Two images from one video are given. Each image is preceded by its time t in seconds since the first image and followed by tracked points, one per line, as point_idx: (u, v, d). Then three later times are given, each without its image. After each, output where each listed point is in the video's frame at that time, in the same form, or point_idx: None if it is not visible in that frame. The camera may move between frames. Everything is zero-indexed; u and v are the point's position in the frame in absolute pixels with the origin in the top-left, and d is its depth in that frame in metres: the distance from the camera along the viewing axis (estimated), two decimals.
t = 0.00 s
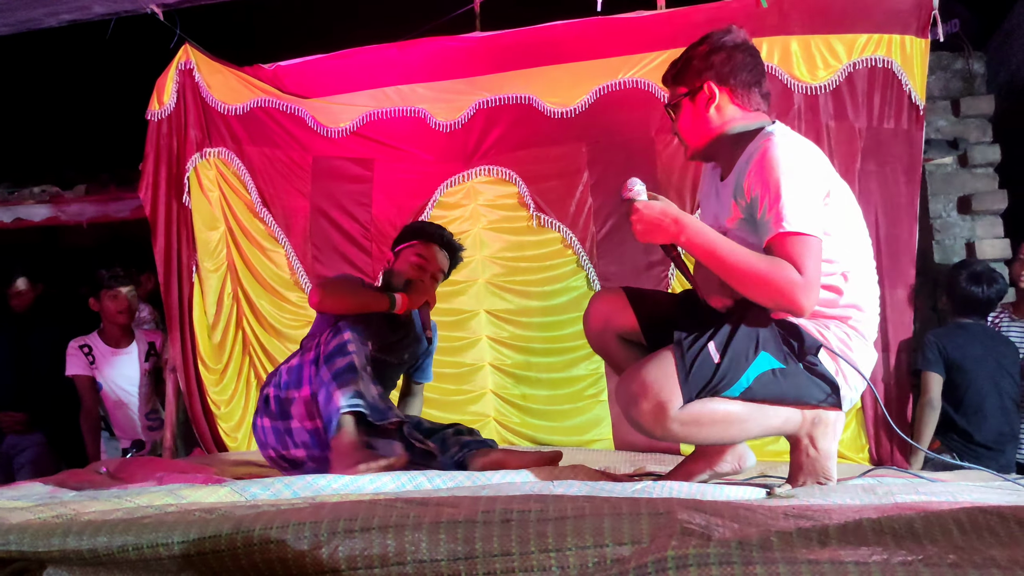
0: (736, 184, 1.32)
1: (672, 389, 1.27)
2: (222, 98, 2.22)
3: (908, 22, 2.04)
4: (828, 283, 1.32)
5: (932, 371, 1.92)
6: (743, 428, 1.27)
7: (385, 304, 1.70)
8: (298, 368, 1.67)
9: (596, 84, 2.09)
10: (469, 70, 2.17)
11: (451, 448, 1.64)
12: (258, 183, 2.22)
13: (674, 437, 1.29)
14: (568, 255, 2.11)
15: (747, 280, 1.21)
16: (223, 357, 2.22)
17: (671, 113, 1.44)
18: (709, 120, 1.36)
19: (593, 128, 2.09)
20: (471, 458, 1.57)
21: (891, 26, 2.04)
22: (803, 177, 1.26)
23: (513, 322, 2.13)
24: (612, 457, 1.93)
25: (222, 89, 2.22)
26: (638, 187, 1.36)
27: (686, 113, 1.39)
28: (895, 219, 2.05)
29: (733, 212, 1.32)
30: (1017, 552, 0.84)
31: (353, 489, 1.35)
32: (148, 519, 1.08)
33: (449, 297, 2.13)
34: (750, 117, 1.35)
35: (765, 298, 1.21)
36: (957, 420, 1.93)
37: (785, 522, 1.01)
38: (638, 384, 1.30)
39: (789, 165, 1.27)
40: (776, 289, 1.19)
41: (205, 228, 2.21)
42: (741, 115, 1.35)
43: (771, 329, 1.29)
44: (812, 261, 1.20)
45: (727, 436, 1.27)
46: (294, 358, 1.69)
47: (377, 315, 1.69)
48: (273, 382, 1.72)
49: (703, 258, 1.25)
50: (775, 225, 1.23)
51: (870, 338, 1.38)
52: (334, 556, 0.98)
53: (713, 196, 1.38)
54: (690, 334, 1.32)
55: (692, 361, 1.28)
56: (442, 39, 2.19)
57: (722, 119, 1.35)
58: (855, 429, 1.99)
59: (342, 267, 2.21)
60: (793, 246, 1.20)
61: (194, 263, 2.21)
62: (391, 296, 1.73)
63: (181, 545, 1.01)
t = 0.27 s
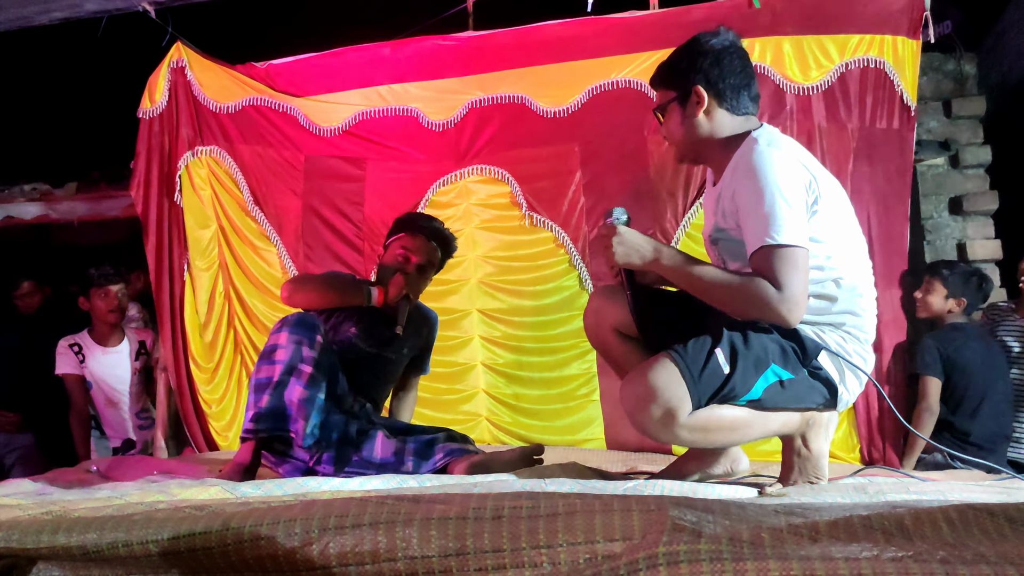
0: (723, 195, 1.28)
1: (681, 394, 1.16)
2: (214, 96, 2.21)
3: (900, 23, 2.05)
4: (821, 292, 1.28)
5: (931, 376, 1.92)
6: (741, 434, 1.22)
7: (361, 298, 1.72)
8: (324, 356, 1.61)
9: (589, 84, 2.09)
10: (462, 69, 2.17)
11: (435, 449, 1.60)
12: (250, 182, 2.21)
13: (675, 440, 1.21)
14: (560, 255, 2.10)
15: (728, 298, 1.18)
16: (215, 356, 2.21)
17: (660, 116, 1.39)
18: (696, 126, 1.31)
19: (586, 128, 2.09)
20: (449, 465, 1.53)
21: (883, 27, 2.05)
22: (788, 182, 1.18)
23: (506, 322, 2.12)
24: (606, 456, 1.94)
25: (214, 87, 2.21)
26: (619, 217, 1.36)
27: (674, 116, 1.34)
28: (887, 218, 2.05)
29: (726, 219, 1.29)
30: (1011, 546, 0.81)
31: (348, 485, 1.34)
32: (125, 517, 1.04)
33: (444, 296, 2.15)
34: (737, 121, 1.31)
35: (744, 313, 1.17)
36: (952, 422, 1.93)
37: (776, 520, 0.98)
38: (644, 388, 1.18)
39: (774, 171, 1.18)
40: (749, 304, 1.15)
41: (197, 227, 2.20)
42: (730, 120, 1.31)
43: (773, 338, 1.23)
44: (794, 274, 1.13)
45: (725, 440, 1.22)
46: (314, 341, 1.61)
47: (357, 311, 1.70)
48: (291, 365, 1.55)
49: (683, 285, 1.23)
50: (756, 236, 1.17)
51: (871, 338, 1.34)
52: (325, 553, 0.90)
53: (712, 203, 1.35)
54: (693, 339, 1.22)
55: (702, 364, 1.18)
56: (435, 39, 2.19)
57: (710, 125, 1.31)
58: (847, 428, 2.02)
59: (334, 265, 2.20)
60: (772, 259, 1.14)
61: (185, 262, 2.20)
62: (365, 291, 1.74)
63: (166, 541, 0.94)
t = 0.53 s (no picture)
0: (709, 209, 1.24)
1: (680, 395, 1.15)
2: (208, 96, 2.20)
3: (895, 25, 2.05)
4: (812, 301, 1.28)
5: (926, 378, 1.92)
6: (738, 437, 1.21)
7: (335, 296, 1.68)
8: (323, 364, 1.58)
9: (584, 84, 2.09)
10: (457, 69, 2.17)
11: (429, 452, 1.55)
12: (244, 181, 2.20)
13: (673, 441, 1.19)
14: (555, 255, 2.11)
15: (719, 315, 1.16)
16: (209, 356, 2.20)
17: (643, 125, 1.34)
18: (683, 136, 1.26)
19: (581, 128, 2.09)
20: (441, 466, 1.48)
21: (877, 29, 2.06)
22: (774, 197, 1.14)
23: (500, 322, 2.12)
24: (600, 456, 1.95)
25: (208, 86, 2.20)
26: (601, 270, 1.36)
27: (660, 125, 1.29)
28: (881, 219, 2.06)
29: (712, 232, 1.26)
30: (1003, 548, 0.81)
31: (344, 486, 1.30)
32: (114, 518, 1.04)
33: (438, 296, 2.16)
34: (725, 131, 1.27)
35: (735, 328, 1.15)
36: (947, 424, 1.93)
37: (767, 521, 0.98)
38: (644, 389, 1.16)
39: (759, 187, 1.14)
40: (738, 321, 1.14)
41: (191, 226, 2.20)
42: (718, 131, 1.26)
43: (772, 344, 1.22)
44: (782, 292, 1.10)
45: (724, 443, 1.20)
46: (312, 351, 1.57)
47: (332, 310, 1.69)
48: (287, 376, 1.52)
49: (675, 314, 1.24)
50: (744, 253, 1.13)
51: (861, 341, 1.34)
52: (318, 552, 0.89)
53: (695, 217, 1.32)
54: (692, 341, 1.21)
55: (702, 366, 1.16)
56: (430, 39, 2.19)
57: (697, 136, 1.27)
58: (840, 430, 2.03)
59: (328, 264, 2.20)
60: (761, 277, 1.11)
61: (180, 262, 2.19)
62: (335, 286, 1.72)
63: (156, 540, 0.94)
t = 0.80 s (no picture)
0: (682, 218, 1.27)
1: (677, 383, 1.12)
2: (201, 93, 2.20)
3: (888, 25, 2.06)
4: (798, 298, 1.29)
5: (920, 377, 1.92)
6: (732, 429, 1.19)
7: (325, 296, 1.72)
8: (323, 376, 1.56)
9: (578, 83, 2.09)
10: (451, 68, 2.17)
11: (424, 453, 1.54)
12: (238, 179, 2.20)
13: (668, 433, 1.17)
14: (549, 254, 2.11)
15: (708, 313, 1.17)
16: (202, 354, 2.19)
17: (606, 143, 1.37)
18: (647, 154, 1.29)
19: (575, 127, 2.09)
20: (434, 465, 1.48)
21: (870, 28, 2.06)
22: (749, 196, 1.17)
23: (493, 321, 2.12)
24: (592, 456, 1.95)
25: (202, 85, 2.20)
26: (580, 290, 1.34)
27: (623, 143, 1.32)
28: (874, 219, 2.06)
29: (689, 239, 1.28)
30: (1001, 546, 0.78)
31: (334, 484, 1.29)
32: (98, 514, 1.02)
33: (431, 295, 2.16)
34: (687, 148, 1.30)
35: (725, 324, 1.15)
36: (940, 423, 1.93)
37: (758, 518, 0.96)
38: (640, 379, 1.13)
39: (732, 189, 1.17)
40: (728, 317, 1.14)
41: (184, 224, 2.19)
42: (681, 147, 1.30)
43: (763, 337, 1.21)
44: (767, 284, 1.12)
45: (718, 435, 1.18)
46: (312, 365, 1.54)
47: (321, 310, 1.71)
48: (288, 393, 1.49)
49: (657, 320, 1.23)
50: (726, 252, 1.15)
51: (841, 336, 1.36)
52: (307, 550, 0.86)
53: (666, 229, 1.35)
54: (687, 333, 1.19)
55: (698, 356, 1.14)
56: (424, 38, 2.19)
57: (660, 153, 1.30)
58: (833, 429, 2.04)
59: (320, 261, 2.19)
60: (745, 271, 1.12)
61: (172, 260, 2.19)
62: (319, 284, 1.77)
63: (131, 540, 0.92)
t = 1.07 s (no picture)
0: (652, 226, 1.31)
1: (689, 371, 1.12)
2: (195, 92, 2.19)
3: (882, 25, 2.07)
4: (781, 293, 1.30)
5: (917, 378, 1.93)
6: (742, 422, 1.17)
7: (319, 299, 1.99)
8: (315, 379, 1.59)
9: (573, 82, 2.10)
10: (445, 67, 2.17)
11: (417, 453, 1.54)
12: (232, 178, 2.19)
13: (677, 424, 1.16)
14: (543, 254, 2.10)
15: (697, 306, 1.17)
16: (196, 353, 2.18)
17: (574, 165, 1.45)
18: (609, 174, 1.36)
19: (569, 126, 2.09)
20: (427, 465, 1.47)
21: (864, 29, 2.07)
22: (717, 196, 1.22)
23: (488, 320, 2.12)
24: (587, 455, 1.95)
25: (195, 83, 2.19)
26: (569, 319, 1.33)
27: (587, 164, 1.39)
28: (868, 218, 2.07)
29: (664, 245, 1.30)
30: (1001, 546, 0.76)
31: (329, 484, 1.28)
32: (88, 513, 1.01)
33: (426, 293, 2.16)
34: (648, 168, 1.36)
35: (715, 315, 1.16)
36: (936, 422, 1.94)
37: (750, 517, 0.96)
38: (651, 368, 1.13)
39: (700, 194, 1.22)
40: (717, 306, 1.15)
41: (178, 223, 2.19)
42: (643, 169, 1.36)
43: (760, 329, 1.22)
44: (750, 270, 1.15)
45: (728, 428, 1.16)
46: (308, 371, 1.58)
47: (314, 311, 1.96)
48: (281, 396, 1.53)
49: (650, 331, 1.21)
50: (703, 247, 1.18)
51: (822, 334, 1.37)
52: (299, 549, 0.84)
53: (635, 246, 1.38)
54: (695, 325, 1.19)
55: (706, 345, 1.14)
56: (419, 37, 2.19)
57: (623, 174, 1.36)
58: (827, 429, 2.04)
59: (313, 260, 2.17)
60: (725, 260, 1.16)
61: (167, 259, 2.18)
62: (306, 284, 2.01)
63: (122, 539, 0.90)
